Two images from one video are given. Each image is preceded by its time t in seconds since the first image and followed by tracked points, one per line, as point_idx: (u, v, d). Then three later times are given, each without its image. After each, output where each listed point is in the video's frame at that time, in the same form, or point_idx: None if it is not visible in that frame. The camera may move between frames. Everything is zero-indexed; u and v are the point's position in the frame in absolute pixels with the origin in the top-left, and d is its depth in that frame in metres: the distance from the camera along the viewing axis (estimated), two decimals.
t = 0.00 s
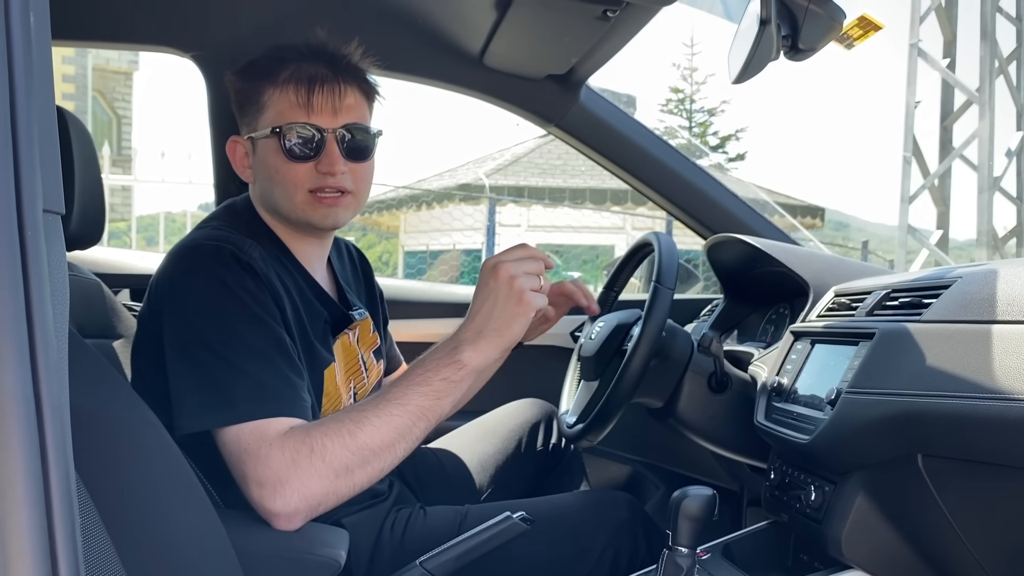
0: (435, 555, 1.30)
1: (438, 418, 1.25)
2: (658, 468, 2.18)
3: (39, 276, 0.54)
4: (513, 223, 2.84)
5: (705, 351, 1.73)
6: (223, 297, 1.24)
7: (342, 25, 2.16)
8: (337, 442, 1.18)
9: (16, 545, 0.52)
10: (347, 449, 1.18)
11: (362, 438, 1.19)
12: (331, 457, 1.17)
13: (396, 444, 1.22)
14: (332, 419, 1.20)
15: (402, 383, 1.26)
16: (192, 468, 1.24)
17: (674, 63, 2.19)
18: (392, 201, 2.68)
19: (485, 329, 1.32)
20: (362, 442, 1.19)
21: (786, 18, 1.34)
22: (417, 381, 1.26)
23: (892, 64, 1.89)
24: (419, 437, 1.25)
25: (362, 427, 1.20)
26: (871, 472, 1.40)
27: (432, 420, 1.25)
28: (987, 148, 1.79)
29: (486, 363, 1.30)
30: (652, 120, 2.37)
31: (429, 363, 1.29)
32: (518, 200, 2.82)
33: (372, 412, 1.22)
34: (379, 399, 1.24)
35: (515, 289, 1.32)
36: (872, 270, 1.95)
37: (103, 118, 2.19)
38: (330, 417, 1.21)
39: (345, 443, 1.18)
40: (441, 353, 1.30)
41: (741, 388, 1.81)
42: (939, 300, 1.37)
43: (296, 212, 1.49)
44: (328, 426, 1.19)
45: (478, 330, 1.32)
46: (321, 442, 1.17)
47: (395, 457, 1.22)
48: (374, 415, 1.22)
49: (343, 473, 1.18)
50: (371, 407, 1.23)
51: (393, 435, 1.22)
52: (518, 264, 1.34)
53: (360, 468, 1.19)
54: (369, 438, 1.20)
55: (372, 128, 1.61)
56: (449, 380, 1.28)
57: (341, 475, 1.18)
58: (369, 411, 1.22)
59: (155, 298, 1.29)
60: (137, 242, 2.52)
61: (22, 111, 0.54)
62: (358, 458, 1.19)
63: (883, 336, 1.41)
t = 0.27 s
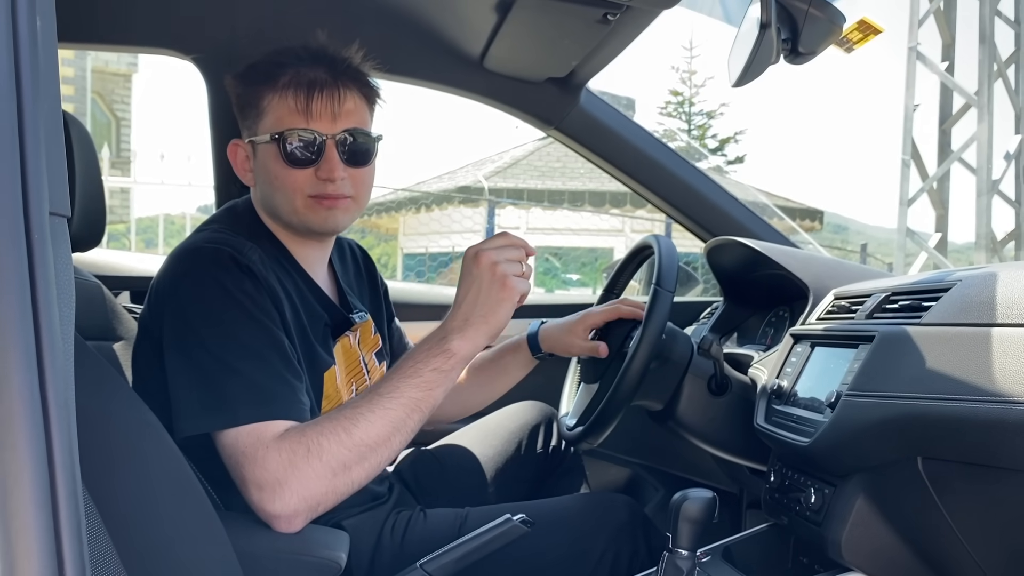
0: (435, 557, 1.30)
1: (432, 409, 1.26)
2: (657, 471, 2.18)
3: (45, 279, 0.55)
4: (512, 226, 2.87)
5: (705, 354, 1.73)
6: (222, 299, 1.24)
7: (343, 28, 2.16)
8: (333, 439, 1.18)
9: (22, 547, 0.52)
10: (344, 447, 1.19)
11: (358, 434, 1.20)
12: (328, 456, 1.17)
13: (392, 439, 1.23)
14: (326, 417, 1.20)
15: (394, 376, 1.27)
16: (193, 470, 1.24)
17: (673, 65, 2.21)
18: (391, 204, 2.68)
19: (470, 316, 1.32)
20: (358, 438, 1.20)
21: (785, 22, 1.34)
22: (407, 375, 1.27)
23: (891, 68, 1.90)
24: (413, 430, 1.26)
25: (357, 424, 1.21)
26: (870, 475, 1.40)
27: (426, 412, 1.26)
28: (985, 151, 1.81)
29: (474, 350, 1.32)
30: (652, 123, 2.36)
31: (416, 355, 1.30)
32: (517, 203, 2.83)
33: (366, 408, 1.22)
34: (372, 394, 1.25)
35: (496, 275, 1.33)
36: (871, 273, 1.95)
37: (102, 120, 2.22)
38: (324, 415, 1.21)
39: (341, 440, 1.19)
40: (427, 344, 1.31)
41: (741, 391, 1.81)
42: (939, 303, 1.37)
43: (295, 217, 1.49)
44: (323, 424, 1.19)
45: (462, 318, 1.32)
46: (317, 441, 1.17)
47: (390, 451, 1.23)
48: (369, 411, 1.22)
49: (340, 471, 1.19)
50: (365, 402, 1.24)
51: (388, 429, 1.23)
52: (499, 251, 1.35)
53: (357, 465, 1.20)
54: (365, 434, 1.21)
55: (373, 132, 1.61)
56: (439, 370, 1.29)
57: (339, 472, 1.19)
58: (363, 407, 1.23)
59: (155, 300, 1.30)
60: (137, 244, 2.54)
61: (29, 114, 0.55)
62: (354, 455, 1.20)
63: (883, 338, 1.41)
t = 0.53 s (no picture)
0: (435, 561, 1.30)
1: (435, 416, 1.26)
2: (656, 474, 2.18)
3: (46, 281, 0.54)
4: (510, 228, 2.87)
5: (705, 356, 1.73)
6: (223, 302, 1.23)
7: (343, 30, 2.16)
8: (335, 444, 1.18)
9: (22, 550, 0.52)
10: (345, 452, 1.19)
11: (360, 439, 1.20)
12: (330, 459, 1.18)
13: (394, 444, 1.23)
14: (329, 421, 1.20)
15: (397, 381, 1.27)
16: (192, 472, 1.24)
17: (672, 68, 2.21)
18: (390, 206, 2.66)
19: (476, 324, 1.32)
20: (360, 443, 1.20)
21: (786, 25, 1.35)
22: (411, 381, 1.27)
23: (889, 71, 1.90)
24: (416, 435, 1.26)
25: (359, 428, 1.21)
26: (871, 478, 1.40)
27: (429, 418, 1.26)
28: (984, 154, 1.82)
29: (478, 358, 1.31)
30: (649, 125, 2.38)
31: (421, 361, 1.30)
32: (516, 204, 2.85)
33: (368, 412, 1.22)
34: (375, 398, 1.25)
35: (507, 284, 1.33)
36: (871, 276, 1.95)
37: (101, 121, 2.18)
38: (326, 418, 1.21)
39: (343, 445, 1.19)
40: (433, 351, 1.31)
41: (741, 393, 1.81)
42: (939, 306, 1.37)
43: (299, 219, 1.49)
44: (326, 428, 1.19)
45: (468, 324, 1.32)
46: (319, 444, 1.17)
47: (393, 456, 1.24)
48: (371, 415, 1.22)
49: (341, 475, 1.19)
50: (368, 406, 1.24)
51: (390, 434, 1.23)
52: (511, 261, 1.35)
53: (358, 469, 1.20)
54: (367, 439, 1.21)
55: (376, 135, 1.62)
56: (443, 377, 1.28)
57: (340, 476, 1.19)
58: (366, 411, 1.23)
59: (155, 303, 1.29)
60: (135, 246, 2.52)
61: (29, 115, 0.54)
62: (356, 459, 1.20)
63: (883, 341, 1.41)
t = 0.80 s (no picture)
0: (427, 565, 1.29)
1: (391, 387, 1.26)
2: (650, 479, 2.18)
3: (24, 282, 0.54)
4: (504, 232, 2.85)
5: (698, 360, 1.77)
6: (206, 305, 1.23)
7: (337, 34, 2.16)
8: (302, 437, 1.16)
9: None
10: (313, 442, 1.17)
11: (326, 428, 1.19)
12: (298, 453, 1.16)
13: (359, 426, 1.22)
14: (289, 415, 1.18)
15: (347, 360, 1.25)
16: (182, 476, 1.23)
17: (666, 73, 2.20)
18: (384, 210, 2.65)
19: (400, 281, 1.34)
20: (328, 432, 1.19)
21: (779, 29, 1.35)
22: (364, 359, 1.25)
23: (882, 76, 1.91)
24: (378, 409, 1.25)
25: (322, 417, 1.19)
26: (864, 483, 1.40)
27: (386, 390, 1.26)
28: (977, 160, 1.82)
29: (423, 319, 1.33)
30: (644, 130, 2.37)
31: (367, 332, 1.28)
32: (509, 209, 2.83)
33: (325, 398, 1.20)
34: (327, 380, 1.23)
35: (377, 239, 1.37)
36: (863, 280, 1.95)
37: (95, 125, 2.21)
38: (282, 409, 1.19)
39: (308, 435, 1.17)
40: (378, 321, 1.29)
41: (733, 398, 1.82)
42: (932, 309, 1.37)
43: (300, 216, 1.48)
44: (286, 421, 1.17)
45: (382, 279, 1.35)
46: (284, 439, 1.15)
47: (360, 436, 1.23)
48: (328, 400, 1.20)
49: (315, 465, 1.18)
50: (322, 390, 1.21)
51: (352, 417, 1.21)
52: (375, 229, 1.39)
53: (331, 456, 1.19)
54: (330, 425, 1.19)
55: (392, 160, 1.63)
56: (389, 350, 1.28)
57: (315, 467, 1.18)
58: (320, 395, 1.21)
59: (141, 306, 1.28)
60: (129, 249, 2.50)
61: (11, 114, 0.54)
62: (326, 448, 1.18)
63: (876, 346, 1.41)
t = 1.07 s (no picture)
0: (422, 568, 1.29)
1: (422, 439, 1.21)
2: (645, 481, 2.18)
3: (15, 284, 0.53)
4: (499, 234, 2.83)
5: (692, 362, 1.73)
6: (205, 305, 1.22)
7: (332, 35, 2.16)
8: (317, 460, 1.16)
9: None
10: (326, 467, 1.16)
11: (344, 458, 1.17)
12: (310, 475, 1.15)
13: (379, 464, 1.20)
14: (314, 435, 1.17)
15: (385, 398, 1.21)
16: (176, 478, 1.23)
17: (662, 75, 2.18)
18: (380, 212, 2.65)
19: (471, 330, 1.19)
20: (344, 463, 1.17)
21: (772, 31, 1.36)
22: (406, 405, 1.20)
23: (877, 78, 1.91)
24: (401, 455, 1.21)
25: (344, 447, 1.18)
26: (858, 484, 1.40)
27: (417, 439, 1.21)
28: (971, 163, 1.83)
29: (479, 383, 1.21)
30: (640, 132, 2.37)
31: (415, 377, 1.21)
32: (505, 211, 2.82)
33: (353, 429, 1.18)
34: (361, 411, 1.20)
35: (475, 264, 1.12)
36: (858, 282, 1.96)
37: (89, 126, 2.12)
38: (309, 431, 1.18)
39: (325, 461, 1.16)
40: (431, 366, 1.20)
41: (728, 399, 1.82)
42: (926, 311, 1.37)
43: (304, 215, 1.49)
44: (308, 444, 1.16)
45: (455, 323, 1.19)
46: (300, 459, 1.15)
47: (378, 475, 1.21)
48: (356, 432, 1.19)
49: (324, 489, 1.17)
50: (352, 420, 1.20)
51: (375, 454, 1.19)
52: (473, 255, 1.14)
53: (342, 485, 1.18)
54: (350, 457, 1.18)
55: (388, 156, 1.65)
56: (432, 401, 1.20)
57: (322, 490, 1.17)
58: (350, 425, 1.19)
59: (139, 306, 1.28)
60: (123, 252, 2.44)
61: (2, 116, 0.54)
62: (340, 476, 1.17)
63: (871, 347, 1.41)
